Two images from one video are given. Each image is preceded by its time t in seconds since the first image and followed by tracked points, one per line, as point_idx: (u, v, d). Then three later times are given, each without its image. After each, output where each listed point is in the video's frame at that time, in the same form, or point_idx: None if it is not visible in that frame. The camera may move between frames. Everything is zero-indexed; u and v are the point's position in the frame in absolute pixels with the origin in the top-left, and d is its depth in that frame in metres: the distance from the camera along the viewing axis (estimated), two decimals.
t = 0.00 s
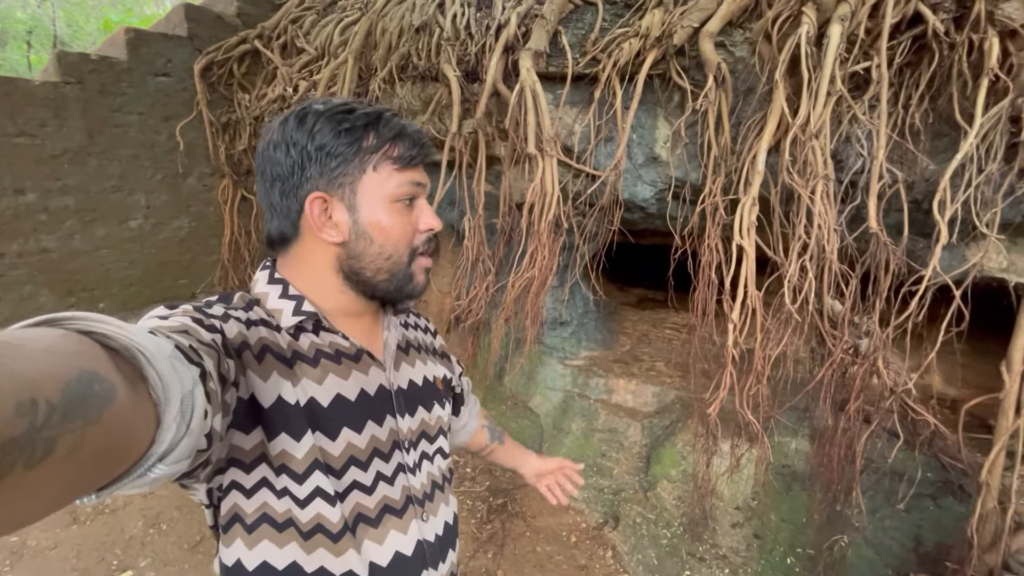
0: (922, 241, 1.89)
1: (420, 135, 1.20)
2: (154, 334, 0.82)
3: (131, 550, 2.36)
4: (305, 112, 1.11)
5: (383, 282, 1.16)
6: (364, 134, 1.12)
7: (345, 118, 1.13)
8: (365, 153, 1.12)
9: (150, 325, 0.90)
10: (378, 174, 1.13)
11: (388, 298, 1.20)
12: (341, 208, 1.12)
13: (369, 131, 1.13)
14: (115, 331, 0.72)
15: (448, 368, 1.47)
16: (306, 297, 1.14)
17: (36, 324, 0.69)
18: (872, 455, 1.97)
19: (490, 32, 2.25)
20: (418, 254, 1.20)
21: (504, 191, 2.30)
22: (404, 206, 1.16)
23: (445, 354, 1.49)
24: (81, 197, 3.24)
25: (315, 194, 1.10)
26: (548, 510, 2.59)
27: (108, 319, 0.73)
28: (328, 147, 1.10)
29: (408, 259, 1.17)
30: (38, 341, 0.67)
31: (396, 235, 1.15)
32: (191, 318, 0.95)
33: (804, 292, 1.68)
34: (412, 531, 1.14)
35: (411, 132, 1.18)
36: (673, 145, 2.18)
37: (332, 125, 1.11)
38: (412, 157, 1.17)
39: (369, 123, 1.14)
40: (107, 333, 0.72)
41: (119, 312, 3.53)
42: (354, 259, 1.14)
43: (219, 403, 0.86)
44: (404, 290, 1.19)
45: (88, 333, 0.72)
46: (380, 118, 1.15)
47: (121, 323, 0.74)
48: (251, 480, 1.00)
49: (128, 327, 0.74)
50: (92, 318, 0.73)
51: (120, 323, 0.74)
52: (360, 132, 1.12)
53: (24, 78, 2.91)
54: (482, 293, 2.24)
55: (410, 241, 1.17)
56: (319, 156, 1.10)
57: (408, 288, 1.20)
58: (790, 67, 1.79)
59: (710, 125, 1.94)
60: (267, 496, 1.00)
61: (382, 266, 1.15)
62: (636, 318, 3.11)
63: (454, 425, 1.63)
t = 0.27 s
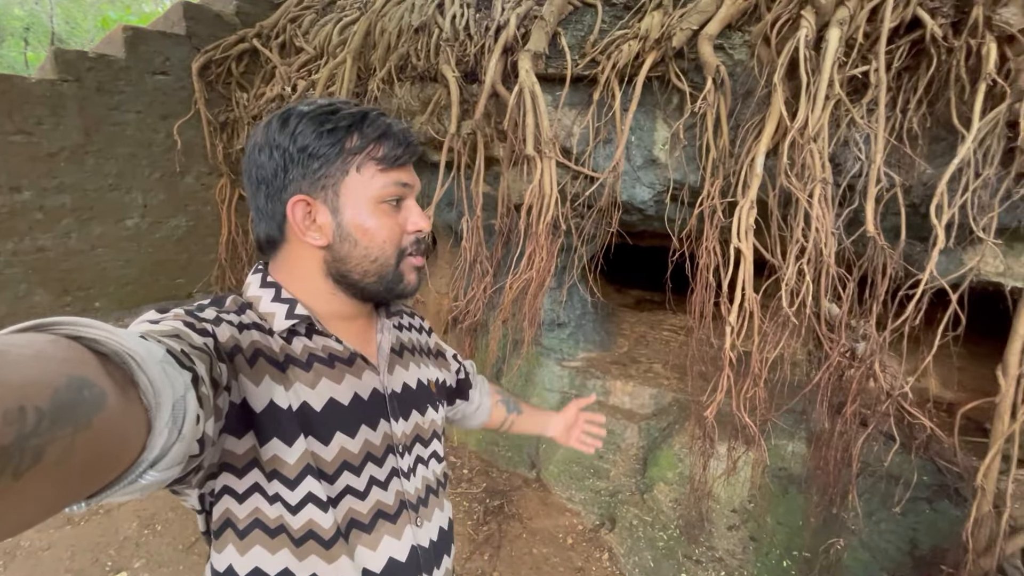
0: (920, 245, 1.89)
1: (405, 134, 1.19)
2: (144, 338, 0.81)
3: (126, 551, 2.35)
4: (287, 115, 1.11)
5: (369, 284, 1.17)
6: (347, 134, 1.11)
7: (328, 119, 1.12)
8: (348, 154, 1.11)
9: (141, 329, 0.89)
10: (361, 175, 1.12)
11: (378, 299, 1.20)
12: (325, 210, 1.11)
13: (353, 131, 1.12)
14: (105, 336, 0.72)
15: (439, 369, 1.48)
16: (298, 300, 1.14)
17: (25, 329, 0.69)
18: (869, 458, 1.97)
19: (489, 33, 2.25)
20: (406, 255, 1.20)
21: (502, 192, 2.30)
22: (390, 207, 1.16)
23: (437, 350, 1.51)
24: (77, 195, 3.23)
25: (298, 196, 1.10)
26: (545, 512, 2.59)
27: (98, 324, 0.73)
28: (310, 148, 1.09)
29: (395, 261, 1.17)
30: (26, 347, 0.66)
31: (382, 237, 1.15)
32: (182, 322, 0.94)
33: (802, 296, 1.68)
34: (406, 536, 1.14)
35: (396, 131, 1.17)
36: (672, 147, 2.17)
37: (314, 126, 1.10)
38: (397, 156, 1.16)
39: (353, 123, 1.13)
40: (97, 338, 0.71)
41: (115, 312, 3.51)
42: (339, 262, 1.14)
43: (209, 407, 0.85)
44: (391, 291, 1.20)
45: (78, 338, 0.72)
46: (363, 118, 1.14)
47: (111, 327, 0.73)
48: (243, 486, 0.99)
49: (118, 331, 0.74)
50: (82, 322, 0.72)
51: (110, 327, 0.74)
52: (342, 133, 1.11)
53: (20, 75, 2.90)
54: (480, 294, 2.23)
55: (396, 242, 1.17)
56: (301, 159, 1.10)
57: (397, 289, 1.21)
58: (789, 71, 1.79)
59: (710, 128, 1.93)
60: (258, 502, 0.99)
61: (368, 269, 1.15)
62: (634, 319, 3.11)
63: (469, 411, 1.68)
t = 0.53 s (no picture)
0: (918, 247, 1.90)
1: (392, 127, 1.16)
2: (139, 344, 0.81)
3: (121, 552, 2.33)
4: (272, 117, 1.12)
5: (359, 285, 1.15)
6: (330, 132, 1.10)
7: (311, 119, 1.11)
8: (330, 152, 1.10)
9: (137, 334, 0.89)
10: (344, 172, 1.11)
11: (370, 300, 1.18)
12: (309, 210, 1.11)
13: (335, 129, 1.11)
14: (98, 344, 0.72)
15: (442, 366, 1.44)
16: (296, 304, 1.14)
17: (18, 338, 0.69)
18: (866, 460, 1.98)
19: (489, 32, 2.24)
20: (396, 252, 1.17)
21: (501, 192, 2.29)
22: (376, 204, 1.13)
23: (442, 348, 1.47)
24: (71, 192, 3.20)
25: (281, 198, 1.11)
26: (543, 512, 2.59)
27: (91, 332, 0.73)
28: (292, 149, 1.09)
29: (383, 259, 1.15)
30: (19, 355, 0.66)
31: (368, 235, 1.13)
32: (178, 327, 0.94)
33: (801, 297, 1.68)
34: (405, 542, 1.13)
35: (381, 126, 1.15)
36: (671, 147, 2.17)
37: (295, 126, 1.10)
38: (382, 151, 1.13)
39: (337, 120, 1.12)
40: (89, 345, 0.71)
41: (109, 310, 3.49)
42: (326, 263, 1.13)
43: (206, 413, 0.84)
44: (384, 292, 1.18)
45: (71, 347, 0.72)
46: (346, 114, 1.12)
47: (105, 335, 0.74)
48: (241, 490, 1.00)
49: (112, 339, 0.74)
50: (75, 331, 0.72)
51: (104, 335, 0.74)
52: (325, 130, 1.10)
53: (14, 71, 2.87)
54: (478, 294, 2.22)
55: (384, 240, 1.15)
56: (286, 160, 1.10)
57: (387, 290, 1.18)
58: (789, 72, 1.79)
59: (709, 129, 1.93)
60: (256, 506, 1.00)
61: (356, 268, 1.13)
62: (632, 320, 3.11)
63: (486, 386, 1.61)
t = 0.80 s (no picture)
0: (911, 251, 1.92)
1: (390, 135, 1.16)
2: (143, 351, 0.81)
3: (113, 556, 2.31)
4: (271, 123, 1.11)
5: (357, 292, 1.14)
6: (329, 139, 1.09)
7: (309, 126, 1.10)
8: (328, 159, 1.09)
9: (140, 341, 0.88)
10: (342, 180, 1.10)
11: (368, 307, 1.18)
12: (307, 218, 1.11)
13: (334, 135, 1.10)
14: (103, 351, 0.72)
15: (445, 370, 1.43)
16: (298, 309, 1.13)
17: (23, 345, 0.69)
18: (860, 461, 1.99)
19: (486, 34, 2.24)
20: (394, 260, 1.16)
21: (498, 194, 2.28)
22: (374, 211, 1.13)
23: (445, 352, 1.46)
24: (63, 192, 3.17)
25: (280, 205, 1.10)
26: (539, 514, 2.59)
27: (97, 338, 0.73)
28: (291, 156, 1.09)
29: (381, 267, 1.14)
30: (25, 362, 0.66)
31: (366, 242, 1.12)
32: (182, 333, 0.93)
33: (795, 299, 1.70)
34: (409, 546, 1.13)
35: (380, 133, 1.14)
36: (668, 150, 2.18)
37: (294, 133, 1.09)
38: (380, 158, 1.12)
39: (335, 126, 1.11)
40: (95, 352, 0.71)
41: (101, 311, 3.45)
42: (324, 270, 1.12)
43: (210, 419, 0.85)
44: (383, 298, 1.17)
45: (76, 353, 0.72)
46: (345, 121, 1.12)
47: (111, 341, 0.73)
48: (245, 496, 0.99)
49: (117, 345, 0.74)
50: (80, 337, 0.72)
51: (109, 341, 0.74)
52: (323, 137, 1.09)
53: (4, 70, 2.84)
54: (475, 296, 2.22)
55: (382, 247, 1.14)
56: (284, 166, 1.10)
57: (386, 295, 1.17)
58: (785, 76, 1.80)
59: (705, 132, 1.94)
60: (260, 511, 0.99)
61: (353, 276, 1.13)
62: (628, 321, 3.09)
63: (492, 386, 1.61)
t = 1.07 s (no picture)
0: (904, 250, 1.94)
1: (387, 132, 1.15)
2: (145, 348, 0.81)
3: (105, 559, 2.29)
4: (268, 121, 1.11)
5: (355, 290, 1.14)
6: (325, 136, 1.09)
7: (306, 124, 1.10)
8: (324, 157, 1.08)
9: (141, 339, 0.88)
10: (339, 178, 1.09)
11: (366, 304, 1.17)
12: (305, 217, 1.10)
13: (331, 133, 1.09)
14: (107, 347, 0.72)
15: (444, 365, 1.42)
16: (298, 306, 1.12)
17: (26, 343, 0.69)
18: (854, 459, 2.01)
19: (482, 34, 2.24)
20: (391, 257, 1.16)
21: (494, 193, 2.28)
22: (371, 209, 1.12)
23: (444, 347, 1.46)
24: (53, 192, 3.14)
25: (277, 204, 1.10)
26: (535, 514, 2.59)
27: (99, 336, 0.73)
28: (287, 154, 1.08)
29: (378, 265, 1.13)
30: (28, 360, 0.66)
31: (363, 240, 1.11)
32: (183, 331, 0.93)
33: (790, 298, 1.71)
34: (413, 539, 1.12)
35: (377, 130, 1.13)
36: (663, 150, 2.19)
37: (290, 133, 1.09)
38: (377, 155, 1.11)
39: (332, 124, 1.10)
40: (99, 349, 0.71)
41: (92, 312, 3.42)
42: (322, 268, 1.12)
43: (214, 415, 0.85)
44: (381, 296, 1.16)
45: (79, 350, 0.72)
46: (341, 119, 1.11)
47: (113, 338, 0.73)
48: (250, 491, 0.98)
49: (120, 342, 0.74)
50: (83, 334, 0.72)
51: (112, 338, 0.74)
52: (320, 135, 1.09)
53: None
54: (471, 296, 2.22)
55: (380, 245, 1.13)
56: (281, 165, 1.09)
57: (384, 293, 1.16)
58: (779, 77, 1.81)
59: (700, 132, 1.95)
60: (265, 507, 0.98)
61: (350, 274, 1.12)
62: (623, 321, 3.11)
63: (492, 380, 1.60)
